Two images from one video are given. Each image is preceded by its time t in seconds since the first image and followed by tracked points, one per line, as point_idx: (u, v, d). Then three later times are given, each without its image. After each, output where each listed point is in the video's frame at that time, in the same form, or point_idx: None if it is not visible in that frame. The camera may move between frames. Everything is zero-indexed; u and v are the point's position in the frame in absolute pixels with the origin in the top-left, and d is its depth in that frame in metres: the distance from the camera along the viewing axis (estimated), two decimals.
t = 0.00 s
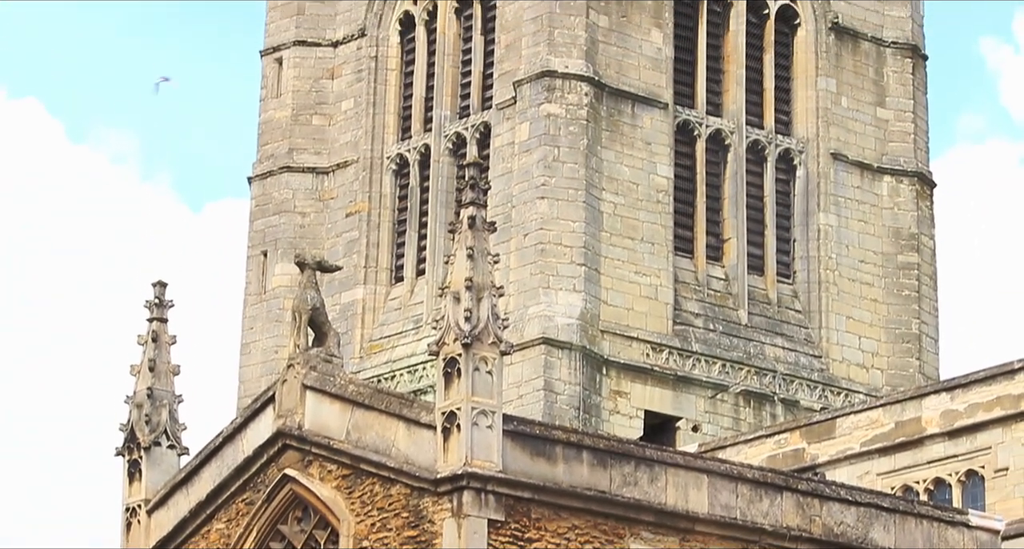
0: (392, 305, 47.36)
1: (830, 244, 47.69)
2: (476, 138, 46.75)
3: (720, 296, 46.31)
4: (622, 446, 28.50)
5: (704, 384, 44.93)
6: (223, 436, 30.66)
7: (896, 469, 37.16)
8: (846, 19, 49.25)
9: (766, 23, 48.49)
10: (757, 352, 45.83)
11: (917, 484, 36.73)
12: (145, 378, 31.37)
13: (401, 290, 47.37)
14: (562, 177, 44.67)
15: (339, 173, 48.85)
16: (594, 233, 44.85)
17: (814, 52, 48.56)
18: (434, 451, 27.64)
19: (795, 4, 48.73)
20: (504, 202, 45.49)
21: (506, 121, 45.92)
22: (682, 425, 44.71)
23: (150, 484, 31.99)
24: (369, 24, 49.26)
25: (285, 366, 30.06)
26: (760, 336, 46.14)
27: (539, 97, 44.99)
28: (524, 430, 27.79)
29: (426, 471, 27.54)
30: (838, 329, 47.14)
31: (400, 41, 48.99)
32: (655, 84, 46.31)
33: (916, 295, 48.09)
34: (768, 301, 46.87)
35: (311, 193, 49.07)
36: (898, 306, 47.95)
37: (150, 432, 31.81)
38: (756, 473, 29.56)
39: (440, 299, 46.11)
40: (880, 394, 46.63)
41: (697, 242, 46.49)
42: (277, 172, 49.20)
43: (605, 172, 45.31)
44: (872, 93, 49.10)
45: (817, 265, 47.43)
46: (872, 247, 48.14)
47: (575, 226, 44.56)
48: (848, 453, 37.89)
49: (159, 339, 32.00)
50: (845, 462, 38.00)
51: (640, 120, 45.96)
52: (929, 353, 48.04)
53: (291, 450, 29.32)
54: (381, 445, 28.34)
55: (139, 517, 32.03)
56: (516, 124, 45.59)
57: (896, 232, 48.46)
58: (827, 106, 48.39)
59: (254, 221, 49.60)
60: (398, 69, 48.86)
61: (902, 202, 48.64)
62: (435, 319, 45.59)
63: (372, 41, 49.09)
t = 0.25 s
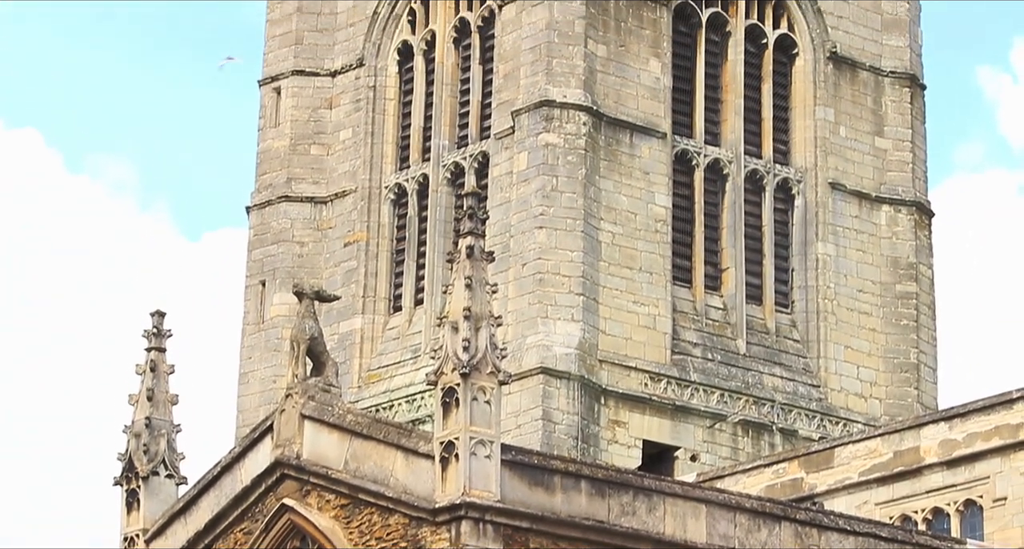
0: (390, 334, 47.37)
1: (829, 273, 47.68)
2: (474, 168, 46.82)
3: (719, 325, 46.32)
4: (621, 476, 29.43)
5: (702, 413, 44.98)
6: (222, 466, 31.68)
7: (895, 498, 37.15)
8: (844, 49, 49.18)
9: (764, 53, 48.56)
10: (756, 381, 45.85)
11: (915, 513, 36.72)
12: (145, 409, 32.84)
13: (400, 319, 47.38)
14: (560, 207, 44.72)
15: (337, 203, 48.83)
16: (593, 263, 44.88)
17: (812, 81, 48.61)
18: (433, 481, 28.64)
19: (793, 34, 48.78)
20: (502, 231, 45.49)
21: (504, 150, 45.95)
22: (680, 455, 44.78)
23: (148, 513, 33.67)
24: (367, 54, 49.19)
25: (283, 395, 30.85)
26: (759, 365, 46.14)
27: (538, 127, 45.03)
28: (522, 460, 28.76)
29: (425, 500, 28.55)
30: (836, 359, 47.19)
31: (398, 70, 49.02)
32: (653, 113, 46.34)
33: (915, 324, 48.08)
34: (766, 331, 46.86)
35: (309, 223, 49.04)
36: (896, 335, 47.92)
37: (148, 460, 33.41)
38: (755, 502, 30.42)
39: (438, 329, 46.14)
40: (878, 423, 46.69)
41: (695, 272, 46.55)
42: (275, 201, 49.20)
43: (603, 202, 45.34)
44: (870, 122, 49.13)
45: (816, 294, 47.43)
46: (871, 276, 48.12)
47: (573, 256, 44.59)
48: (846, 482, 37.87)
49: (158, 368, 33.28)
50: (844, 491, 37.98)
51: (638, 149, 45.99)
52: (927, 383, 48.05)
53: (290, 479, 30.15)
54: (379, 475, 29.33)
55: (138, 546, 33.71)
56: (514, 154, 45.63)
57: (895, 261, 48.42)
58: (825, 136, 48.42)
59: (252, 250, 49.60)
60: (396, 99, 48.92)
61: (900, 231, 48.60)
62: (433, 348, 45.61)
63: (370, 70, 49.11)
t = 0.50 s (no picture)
0: (389, 364, 47.35)
1: (828, 302, 47.69)
2: (473, 197, 46.84)
3: (717, 355, 46.31)
4: (620, 506, 32.04)
5: (701, 443, 44.99)
6: (223, 496, 34.22)
7: (894, 528, 37.12)
8: (842, 78, 49.21)
9: (763, 82, 48.58)
10: (754, 410, 45.84)
11: (914, 542, 36.68)
12: (143, 434, 34.65)
13: (398, 349, 47.38)
14: (559, 237, 44.73)
15: (336, 232, 48.82)
16: (591, 292, 44.88)
17: (811, 110, 48.68)
18: (432, 509, 31.01)
19: (792, 63, 48.82)
20: (501, 260, 45.48)
21: (503, 180, 45.99)
22: (678, 484, 44.78)
23: (148, 540, 35.77)
24: (366, 83, 49.21)
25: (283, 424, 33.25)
26: (757, 395, 46.13)
27: (536, 156, 45.09)
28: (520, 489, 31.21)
29: (426, 528, 30.93)
30: (835, 388, 47.19)
31: (397, 100, 49.05)
32: (652, 142, 46.36)
33: (913, 354, 48.07)
34: (764, 360, 46.85)
35: (308, 252, 49.03)
36: (895, 365, 47.91)
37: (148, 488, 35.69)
38: (753, 531, 33.15)
39: (437, 359, 46.15)
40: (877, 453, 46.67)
41: (693, 301, 46.53)
42: (274, 231, 49.18)
43: (602, 232, 45.34)
44: (869, 152, 49.17)
45: (814, 323, 47.42)
46: (869, 305, 48.13)
47: (572, 285, 44.62)
48: (845, 512, 37.83)
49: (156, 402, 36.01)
50: (842, 520, 37.93)
51: (637, 179, 46.02)
52: (926, 413, 48.05)
53: (288, 509, 32.57)
54: (378, 503, 31.77)
55: None
56: (512, 183, 45.66)
57: (893, 290, 48.41)
58: (824, 165, 48.45)
59: (250, 279, 49.60)
60: (394, 128, 48.94)
61: (899, 260, 48.61)
62: (432, 378, 45.62)
63: (369, 99, 49.13)
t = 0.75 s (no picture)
0: (388, 394, 47.36)
1: (827, 332, 47.70)
2: (472, 227, 46.90)
3: (716, 385, 46.31)
4: (617, 536, 34.03)
5: (700, 473, 45.01)
6: (218, 524, 34.44)
7: None
8: (842, 108, 49.22)
9: (762, 112, 48.58)
10: (754, 440, 45.84)
11: None
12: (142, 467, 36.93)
13: (397, 379, 47.38)
14: (558, 266, 44.73)
15: (335, 262, 48.82)
16: (590, 322, 44.88)
17: (810, 140, 48.70)
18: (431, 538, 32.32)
19: (791, 94, 48.85)
20: (500, 290, 45.48)
21: (502, 210, 46.02)
22: (678, 514, 44.76)
23: None
24: (365, 112, 49.24)
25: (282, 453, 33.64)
26: (757, 425, 46.12)
27: (536, 186, 45.10)
28: (519, 518, 32.57)
29: None
30: (834, 418, 47.20)
31: (396, 129, 49.06)
32: (651, 173, 46.38)
33: (913, 384, 48.10)
34: (763, 391, 46.86)
35: (307, 281, 49.04)
36: (894, 395, 47.95)
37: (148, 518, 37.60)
38: None
39: (436, 388, 46.16)
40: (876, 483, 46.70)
41: (693, 331, 46.51)
42: (273, 260, 49.22)
43: (601, 261, 45.35)
44: (868, 182, 49.19)
45: (813, 354, 47.44)
46: (868, 335, 48.16)
47: (572, 315, 44.61)
48: (844, 542, 37.77)
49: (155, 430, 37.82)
50: None
51: (636, 209, 46.04)
52: (925, 442, 48.07)
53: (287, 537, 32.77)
54: (376, 533, 32.72)
55: None
56: (512, 213, 45.68)
57: (892, 320, 48.45)
58: (823, 196, 48.44)
59: (249, 308, 49.62)
60: (394, 158, 48.95)
61: (899, 290, 48.63)
62: (431, 407, 45.65)
63: (368, 129, 49.15)
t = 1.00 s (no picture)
0: (387, 422, 47.38)
1: (826, 362, 47.73)
2: (471, 256, 46.94)
3: (715, 414, 46.30)
4: None
5: (698, 502, 45.03)
6: None
7: None
8: (841, 137, 49.26)
9: (761, 141, 48.60)
10: (752, 470, 45.87)
11: None
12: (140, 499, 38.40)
13: (396, 408, 47.38)
14: (557, 295, 44.74)
15: (334, 290, 48.81)
16: (589, 351, 44.87)
17: (809, 170, 48.72)
18: None
19: (790, 123, 48.92)
20: (499, 319, 45.57)
21: (501, 239, 46.07)
22: (677, 544, 44.72)
23: None
24: (364, 141, 49.28)
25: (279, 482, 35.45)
26: (755, 454, 46.14)
27: (535, 215, 45.12)
28: None
29: None
30: (833, 448, 47.24)
31: (396, 158, 49.10)
32: (650, 202, 46.40)
33: (912, 414, 48.17)
34: (762, 420, 46.87)
35: (306, 310, 49.04)
36: (893, 424, 48.02)
37: (144, 545, 38.94)
38: None
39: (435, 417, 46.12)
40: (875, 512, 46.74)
41: (692, 361, 46.50)
42: (272, 289, 49.23)
43: (600, 291, 45.35)
44: (867, 211, 49.22)
45: (812, 383, 47.44)
46: (867, 364, 48.20)
47: (571, 344, 44.60)
48: None
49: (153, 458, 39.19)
50: None
51: (635, 238, 46.05)
52: (924, 472, 48.12)
53: None
54: None
55: None
56: (511, 242, 45.69)
57: (891, 350, 48.51)
58: (822, 225, 48.45)
59: (248, 337, 49.64)
60: (393, 187, 48.98)
61: (898, 320, 48.66)
62: (430, 436, 45.64)
63: (367, 158, 49.19)
